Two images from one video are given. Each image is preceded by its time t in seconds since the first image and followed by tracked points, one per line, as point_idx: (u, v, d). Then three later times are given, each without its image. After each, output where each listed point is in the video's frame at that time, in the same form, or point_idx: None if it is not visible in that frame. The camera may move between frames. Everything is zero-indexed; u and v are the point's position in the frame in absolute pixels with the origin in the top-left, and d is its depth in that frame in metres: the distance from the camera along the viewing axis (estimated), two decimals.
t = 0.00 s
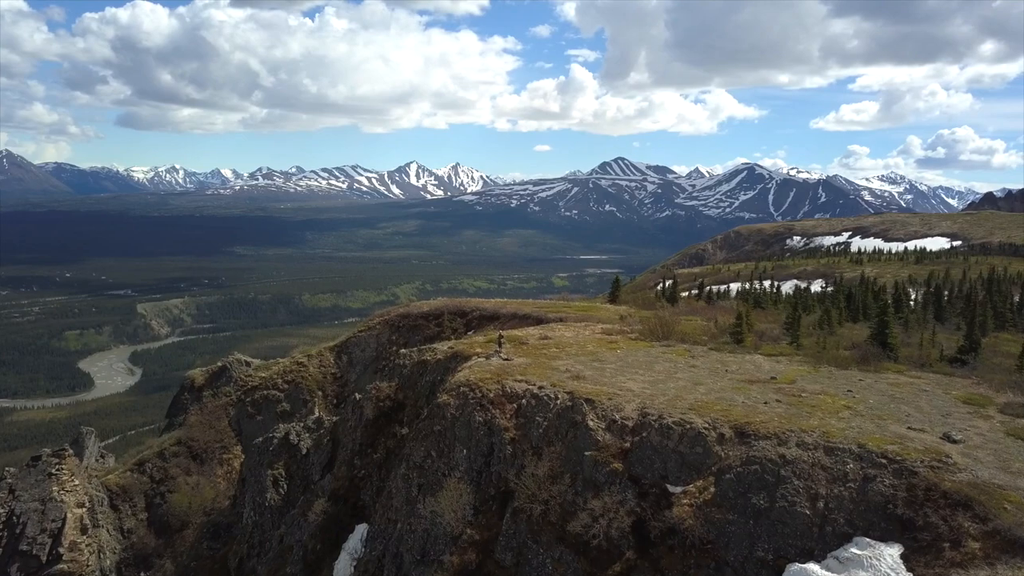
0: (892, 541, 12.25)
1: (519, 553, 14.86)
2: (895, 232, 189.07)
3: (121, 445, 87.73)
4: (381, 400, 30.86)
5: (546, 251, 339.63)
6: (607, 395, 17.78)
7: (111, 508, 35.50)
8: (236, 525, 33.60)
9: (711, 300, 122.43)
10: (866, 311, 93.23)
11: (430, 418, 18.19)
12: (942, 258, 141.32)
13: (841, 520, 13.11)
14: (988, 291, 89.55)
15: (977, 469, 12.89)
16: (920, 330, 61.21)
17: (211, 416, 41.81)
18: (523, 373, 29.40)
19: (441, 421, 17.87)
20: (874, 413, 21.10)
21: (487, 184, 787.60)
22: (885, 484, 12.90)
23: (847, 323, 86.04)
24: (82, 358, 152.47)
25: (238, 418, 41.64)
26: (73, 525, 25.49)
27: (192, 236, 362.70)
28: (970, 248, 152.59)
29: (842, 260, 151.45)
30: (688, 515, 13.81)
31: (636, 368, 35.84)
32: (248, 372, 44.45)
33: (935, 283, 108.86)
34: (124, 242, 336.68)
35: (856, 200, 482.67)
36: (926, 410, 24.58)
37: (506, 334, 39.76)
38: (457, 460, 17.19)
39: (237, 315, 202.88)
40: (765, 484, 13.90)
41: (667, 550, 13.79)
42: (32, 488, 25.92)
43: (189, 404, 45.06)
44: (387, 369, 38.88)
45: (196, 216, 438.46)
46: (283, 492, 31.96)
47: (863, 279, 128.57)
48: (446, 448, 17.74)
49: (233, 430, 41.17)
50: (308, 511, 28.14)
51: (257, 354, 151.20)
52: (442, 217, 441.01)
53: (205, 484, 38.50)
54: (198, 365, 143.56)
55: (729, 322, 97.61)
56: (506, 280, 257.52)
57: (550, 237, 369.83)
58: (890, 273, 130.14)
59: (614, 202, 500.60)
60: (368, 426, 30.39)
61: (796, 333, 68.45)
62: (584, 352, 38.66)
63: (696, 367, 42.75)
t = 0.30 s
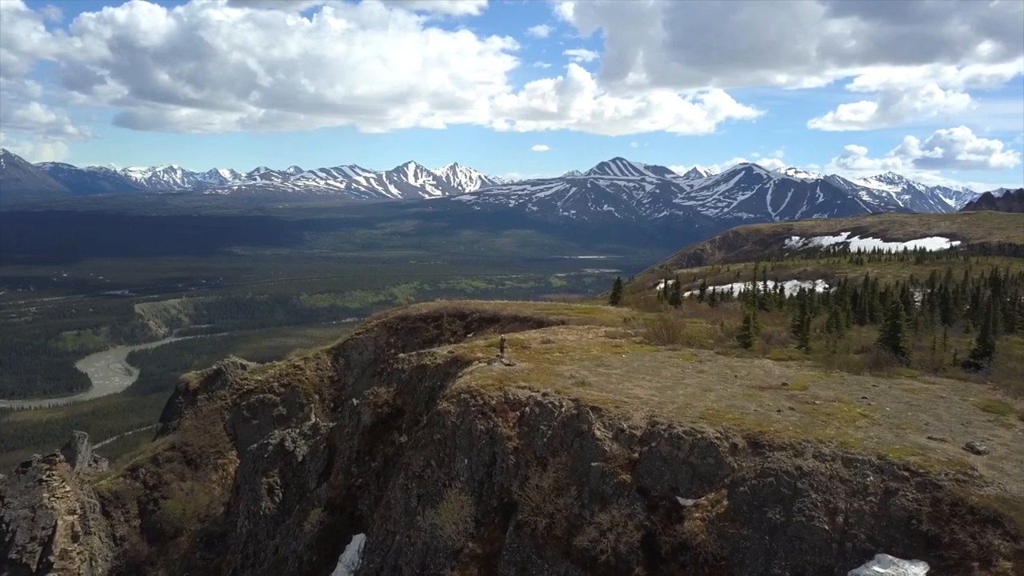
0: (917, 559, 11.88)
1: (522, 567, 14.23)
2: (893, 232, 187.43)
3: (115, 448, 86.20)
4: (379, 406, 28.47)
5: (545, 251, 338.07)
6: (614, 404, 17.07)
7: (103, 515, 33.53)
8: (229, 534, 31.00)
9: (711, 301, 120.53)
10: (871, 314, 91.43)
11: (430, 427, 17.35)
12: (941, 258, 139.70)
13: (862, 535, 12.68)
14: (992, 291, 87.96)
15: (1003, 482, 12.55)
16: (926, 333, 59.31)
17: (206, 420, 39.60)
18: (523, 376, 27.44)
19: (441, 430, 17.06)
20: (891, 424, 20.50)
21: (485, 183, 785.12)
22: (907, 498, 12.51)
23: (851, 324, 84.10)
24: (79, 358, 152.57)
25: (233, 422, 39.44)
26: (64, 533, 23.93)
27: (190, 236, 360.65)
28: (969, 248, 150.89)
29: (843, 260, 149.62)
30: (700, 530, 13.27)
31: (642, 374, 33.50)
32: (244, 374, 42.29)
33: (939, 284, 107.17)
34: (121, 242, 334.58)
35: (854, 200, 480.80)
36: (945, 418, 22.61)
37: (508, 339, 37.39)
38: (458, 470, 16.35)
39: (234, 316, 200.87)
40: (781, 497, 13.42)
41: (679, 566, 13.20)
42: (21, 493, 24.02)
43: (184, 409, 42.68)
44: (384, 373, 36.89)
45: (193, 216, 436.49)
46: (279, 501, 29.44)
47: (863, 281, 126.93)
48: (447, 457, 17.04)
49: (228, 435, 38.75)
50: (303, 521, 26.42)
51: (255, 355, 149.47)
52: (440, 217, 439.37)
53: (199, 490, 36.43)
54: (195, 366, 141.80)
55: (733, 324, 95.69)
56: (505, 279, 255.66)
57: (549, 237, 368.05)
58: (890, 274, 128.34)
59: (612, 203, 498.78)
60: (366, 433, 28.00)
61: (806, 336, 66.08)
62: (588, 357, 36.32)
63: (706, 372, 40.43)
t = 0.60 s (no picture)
0: None
1: None
2: (892, 232, 185.46)
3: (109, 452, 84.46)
4: (377, 411, 26.51)
5: (543, 251, 336.62)
6: (621, 411, 15.71)
7: (94, 522, 31.09)
8: (223, 544, 28.56)
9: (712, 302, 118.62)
10: (877, 316, 89.65)
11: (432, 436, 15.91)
12: (940, 258, 137.92)
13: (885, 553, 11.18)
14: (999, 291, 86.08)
15: None
16: (935, 336, 57.28)
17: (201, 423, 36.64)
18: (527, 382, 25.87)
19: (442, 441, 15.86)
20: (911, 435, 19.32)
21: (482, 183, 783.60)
22: (933, 513, 11.00)
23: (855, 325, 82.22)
24: (77, 359, 151.08)
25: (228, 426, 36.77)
26: (54, 541, 26.98)
27: (187, 236, 358.56)
28: (967, 249, 148.99)
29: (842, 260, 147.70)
30: (713, 546, 11.87)
31: (649, 379, 31.66)
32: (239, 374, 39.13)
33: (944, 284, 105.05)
34: (119, 242, 332.43)
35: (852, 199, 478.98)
36: (966, 426, 21.35)
37: (510, 341, 35.15)
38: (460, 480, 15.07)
39: (232, 315, 199.06)
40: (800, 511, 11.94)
41: None
42: (14, 502, 27.40)
43: (178, 413, 38.34)
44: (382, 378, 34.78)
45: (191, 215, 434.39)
46: (274, 510, 26.90)
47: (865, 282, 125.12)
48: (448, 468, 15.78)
49: (223, 440, 36.10)
50: (298, 530, 24.31)
51: (253, 357, 147.67)
52: (438, 217, 437.44)
53: (194, 497, 33.66)
54: (193, 366, 140.02)
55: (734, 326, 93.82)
56: (503, 280, 253.77)
57: (548, 237, 366.19)
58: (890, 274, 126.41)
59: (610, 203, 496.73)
60: (364, 441, 26.12)
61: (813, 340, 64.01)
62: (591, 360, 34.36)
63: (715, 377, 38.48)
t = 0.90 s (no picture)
0: None
1: None
2: (891, 232, 183.97)
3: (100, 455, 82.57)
4: (375, 418, 24.62)
5: (541, 251, 334.78)
6: (628, 420, 15.36)
7: (87, 529, 30.93)
8: (215, 554, 28.68)
9: (712, 303, 116.65)
10: (884, 317, 87.69)
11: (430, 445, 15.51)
12: (942, 258, 136.04)
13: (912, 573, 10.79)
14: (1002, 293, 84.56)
15: None
16: (944, 339, 55.61)
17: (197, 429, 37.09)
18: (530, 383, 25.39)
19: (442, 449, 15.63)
20: (931, 444, 18.83)
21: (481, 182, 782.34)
22: (962, 531, 10.64)
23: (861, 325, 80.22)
24: (74, 359, 149.50)
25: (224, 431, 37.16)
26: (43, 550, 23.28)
27: (184, 236, 357.03)
28: (967, 248, 147.29)
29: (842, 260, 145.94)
30: (729, 564, 11.37)
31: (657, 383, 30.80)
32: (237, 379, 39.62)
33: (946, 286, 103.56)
34: (117, 242, 330.88)
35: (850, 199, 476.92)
36: (986, 435, 20.51)
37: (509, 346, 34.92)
38: (461, 493, 14.85)
39: (229, 316, 197.00)
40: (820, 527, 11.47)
41: None
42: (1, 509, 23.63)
43: (173, 418, 39.04)
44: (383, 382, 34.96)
45: (189, 216, 432.99)
46: (269, 519, 26.80)
47: (867, 282, 123.31)
48: (448, 478, 15.51)
49: (218, 445, 36.61)
50: (293, 542, 23.61)
51: (250, 358, 145.77)
52: (437, 217, 436.01)
53: (188, 503, 33.88)
54: (190, 367, 138.83)
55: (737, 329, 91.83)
56: (501, 280, 251.87)
57: (546, 237, 364.36)
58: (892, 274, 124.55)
59: (608, 203, 494.64)
60: (361, 448, 24.55)
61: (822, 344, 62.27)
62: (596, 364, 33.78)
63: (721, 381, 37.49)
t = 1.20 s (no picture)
0: None
1: None
2: (890, 231, 182.29)
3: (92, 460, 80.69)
4: (373, 427, 25.85)
5: (539, 251, 332.63)
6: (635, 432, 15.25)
7: (79, 537, 32.24)
8: (210, 564, 29.33)
9: (715, 305, 114.64)
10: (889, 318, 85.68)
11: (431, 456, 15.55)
12: (943, 258, 134.09)
13: None
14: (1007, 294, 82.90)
15: None
16: (955, 341, 54.04)
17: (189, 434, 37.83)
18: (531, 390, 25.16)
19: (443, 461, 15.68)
20: (954, 453, 18.60)
21: (478, 182, 779.82)
22: (993, 550, 10.59)
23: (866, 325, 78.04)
24: (71, 359, 147.59)
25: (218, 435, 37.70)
26: (35, 557, 23.04)
27: (182, 236, 354.53)
28: (967, 248, 145.58)
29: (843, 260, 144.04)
30: None
31: (667, 391, 29.14)
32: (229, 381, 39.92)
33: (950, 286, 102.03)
34: (114, 242, 328.45)
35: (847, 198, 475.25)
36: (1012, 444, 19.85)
37: (509, 351, 33.86)
38: (462, 505, 15.14)
39: (227, 316, 194.83)
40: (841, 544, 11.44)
41: None
42: None
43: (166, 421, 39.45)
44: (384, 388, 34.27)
45: (187, 215, 430.50)
46: (263, 529, 27.57)
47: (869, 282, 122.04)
48: (449, 490, 15.69)
49: (213, 450, 37.14)
50: (291, 553, 24.41)
51: (247, 359, 143.72)
52: (435, 217, 434.09)
53: (181, 510, 35.08)
54: (187, 367, 137.20)
55: (740, 332, 89.75)
56: (500, 280, 249.66)
57: (545, 237, 362.53)
58: (893, 275, 122.55)
59: (606, 203, 492.41)
60: (358, 456, 25.57)
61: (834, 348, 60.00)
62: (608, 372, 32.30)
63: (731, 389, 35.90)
